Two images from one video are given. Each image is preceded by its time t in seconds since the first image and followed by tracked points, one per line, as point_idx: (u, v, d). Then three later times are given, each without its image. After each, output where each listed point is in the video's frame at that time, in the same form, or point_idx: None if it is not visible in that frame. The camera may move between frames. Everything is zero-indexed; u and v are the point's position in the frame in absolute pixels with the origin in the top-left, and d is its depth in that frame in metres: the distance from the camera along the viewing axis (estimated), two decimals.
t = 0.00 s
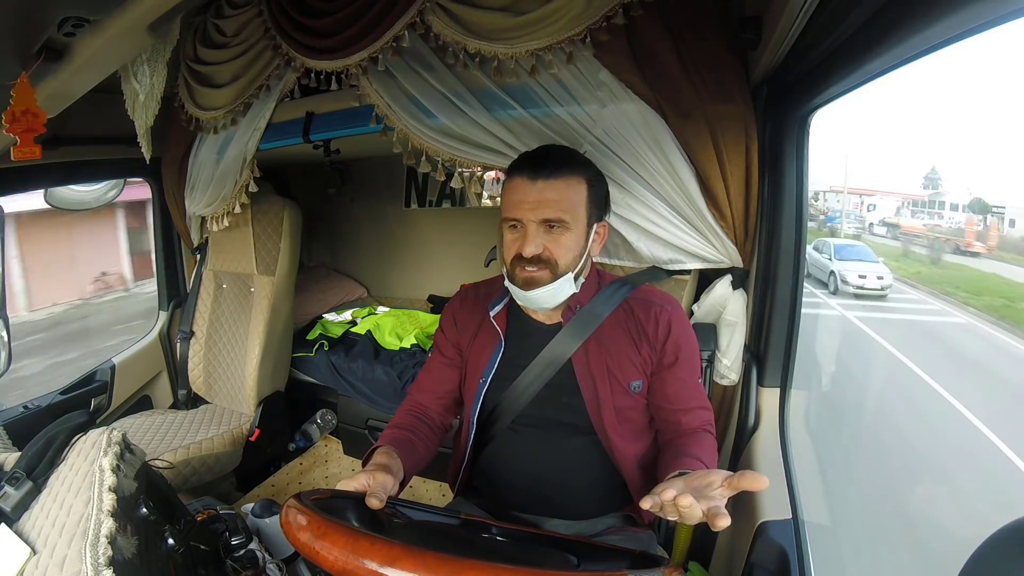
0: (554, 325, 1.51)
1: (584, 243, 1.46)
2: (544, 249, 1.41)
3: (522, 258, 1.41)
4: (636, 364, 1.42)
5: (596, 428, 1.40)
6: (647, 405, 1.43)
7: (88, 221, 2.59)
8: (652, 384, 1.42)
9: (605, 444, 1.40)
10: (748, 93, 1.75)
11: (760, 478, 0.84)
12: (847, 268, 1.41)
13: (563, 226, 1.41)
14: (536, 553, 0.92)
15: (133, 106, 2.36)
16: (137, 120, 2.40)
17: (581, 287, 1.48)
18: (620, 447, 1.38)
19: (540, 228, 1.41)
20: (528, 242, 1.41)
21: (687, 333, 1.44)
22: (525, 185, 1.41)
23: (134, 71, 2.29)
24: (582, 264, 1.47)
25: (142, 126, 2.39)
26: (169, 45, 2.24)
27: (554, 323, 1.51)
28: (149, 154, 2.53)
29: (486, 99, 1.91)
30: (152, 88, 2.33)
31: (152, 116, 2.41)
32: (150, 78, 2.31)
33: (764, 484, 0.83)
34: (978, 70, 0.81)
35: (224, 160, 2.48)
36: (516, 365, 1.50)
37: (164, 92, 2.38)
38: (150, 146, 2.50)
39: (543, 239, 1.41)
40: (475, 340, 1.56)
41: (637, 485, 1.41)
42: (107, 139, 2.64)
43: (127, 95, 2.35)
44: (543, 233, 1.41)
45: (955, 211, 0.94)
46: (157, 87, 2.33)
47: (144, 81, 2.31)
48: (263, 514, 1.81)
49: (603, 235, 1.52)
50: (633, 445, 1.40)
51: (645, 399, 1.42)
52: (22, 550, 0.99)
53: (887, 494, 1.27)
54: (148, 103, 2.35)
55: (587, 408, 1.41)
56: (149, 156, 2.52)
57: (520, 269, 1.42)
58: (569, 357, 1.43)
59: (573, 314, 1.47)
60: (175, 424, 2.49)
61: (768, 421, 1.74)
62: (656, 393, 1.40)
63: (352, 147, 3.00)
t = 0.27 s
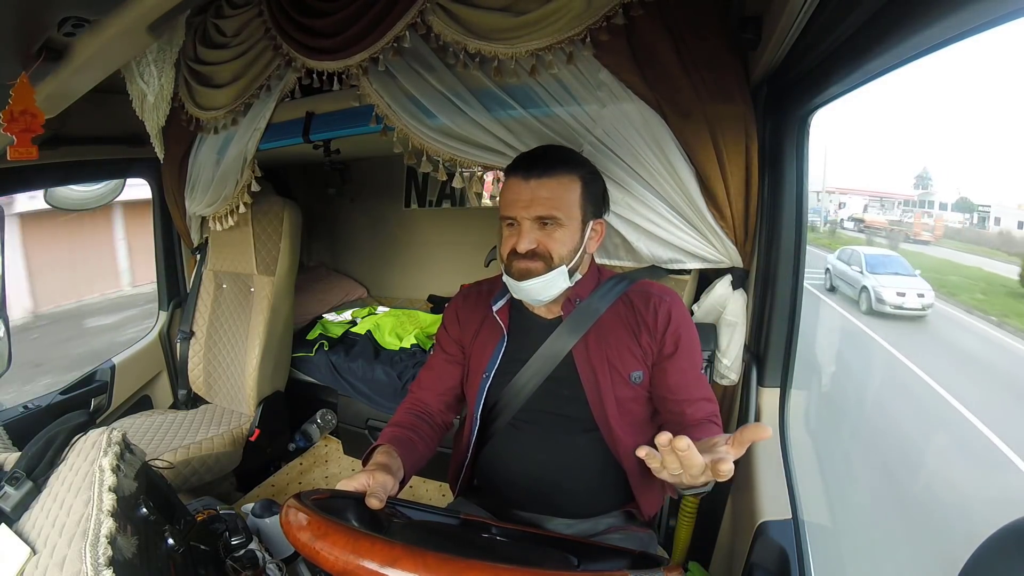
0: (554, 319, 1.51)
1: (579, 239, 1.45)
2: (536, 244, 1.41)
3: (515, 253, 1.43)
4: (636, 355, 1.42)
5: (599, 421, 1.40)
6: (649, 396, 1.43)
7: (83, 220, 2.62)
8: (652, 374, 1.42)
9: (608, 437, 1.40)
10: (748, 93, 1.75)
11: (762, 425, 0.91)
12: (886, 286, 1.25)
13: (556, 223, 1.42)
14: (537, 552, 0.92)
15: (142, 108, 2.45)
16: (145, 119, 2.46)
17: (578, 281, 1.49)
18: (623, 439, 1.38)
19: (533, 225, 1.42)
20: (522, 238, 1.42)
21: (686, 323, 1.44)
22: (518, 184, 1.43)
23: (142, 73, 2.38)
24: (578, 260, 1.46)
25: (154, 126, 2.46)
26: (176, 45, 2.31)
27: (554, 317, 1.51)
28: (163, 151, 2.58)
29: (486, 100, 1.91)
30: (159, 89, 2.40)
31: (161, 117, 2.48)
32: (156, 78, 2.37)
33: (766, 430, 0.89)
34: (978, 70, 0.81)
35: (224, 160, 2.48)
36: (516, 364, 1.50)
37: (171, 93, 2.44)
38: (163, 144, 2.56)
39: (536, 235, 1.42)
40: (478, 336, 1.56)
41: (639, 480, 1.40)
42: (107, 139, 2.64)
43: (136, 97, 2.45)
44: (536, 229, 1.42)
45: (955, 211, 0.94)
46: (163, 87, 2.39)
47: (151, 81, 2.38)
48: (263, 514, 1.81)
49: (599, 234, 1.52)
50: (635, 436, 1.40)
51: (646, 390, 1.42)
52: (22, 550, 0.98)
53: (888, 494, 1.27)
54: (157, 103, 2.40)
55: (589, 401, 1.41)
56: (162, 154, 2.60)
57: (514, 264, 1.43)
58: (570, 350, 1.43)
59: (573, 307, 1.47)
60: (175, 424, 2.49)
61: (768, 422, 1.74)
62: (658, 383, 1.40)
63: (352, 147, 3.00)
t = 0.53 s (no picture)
0: (555, 319, 1.51)
1: (574, 240, 1.44)
2: (530, 243, 1.41)
3: (510, 252, 1.43)
4: (637, 357, 1.42)
5: (598, 421, 1.40)
6: (648, 398, 1.43)
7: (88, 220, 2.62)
8: (652, 376, 1.42)
9: (607, 438, 1.40)
10: (748, 93, 1.75)
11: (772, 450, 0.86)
12: (935, 308, 1.03)
13: (550, 223, 1.41)
14: (538, 552, 0.93)
15: (139, 107, 2.39)
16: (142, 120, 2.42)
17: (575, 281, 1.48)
18: (622, 440, 1.37)
19: (529, 224, 1.42)
20: (517, 236, 1.42)
21: (687, 326, 1.44)
22: (515, 184, 1.44)
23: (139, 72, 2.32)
24: (574, 261, 1.45)
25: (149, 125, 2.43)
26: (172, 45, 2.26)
27: (554, 318, 1.51)
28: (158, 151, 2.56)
29: (486, 99, 1.91)
30: (156, 89, 2.36)
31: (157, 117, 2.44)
32: (154, 78, 2.33)
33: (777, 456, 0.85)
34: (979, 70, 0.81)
35: (224, 160, 2.48)
36: (517, 364, 1.50)
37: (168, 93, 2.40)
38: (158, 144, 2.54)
39: (531, 235, 1.42)
40: (477, 336, 1.56)
41: (638, 481, 1.40)
42: (107, 139, 2.64)
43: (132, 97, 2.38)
44: (531, 229, 1.42)
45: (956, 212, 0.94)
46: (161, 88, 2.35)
47: (149, 82, 2.33)
48: (263, 514, 1.81)
49: (596, 235, 1.50)
50: (635, 438, 1.40)
51: (646, 392, 1.42)
52: (22, 550, 0.98)
53: (888, 494, 1.27)
54: (153, 103, 2.38)
55: (588, 401, 1.41)
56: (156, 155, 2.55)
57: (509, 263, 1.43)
58: (569, 351, 1.43)
59: (573, 307, 1.47)
60: (175, 424, 2.49)
61: (768, 422, 1.74)
62: (658, 385, 1.40)
63: (352, 147, 3.00)
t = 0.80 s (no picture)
0: (557, 319, 1.52)
1: (580, 241, 1.45)
2: (538, 245, 1.41)
3: (517, 254, 1.42)
4: (639, 357, 1.42)
5: (601, 421, 1.40)
6: (651, 398, 1.43)
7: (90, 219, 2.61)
8: (655, 376, 1.42)
9: (610, 438, 1.40)
10: (748, 93, 1.75)
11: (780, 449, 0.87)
12: (1008, 343, 0.84)
13: (558, 224, 1.42)
14: (539, 551, 0.93)
15: (131, 105, 2.37)
16: (133, 119, 2.39)
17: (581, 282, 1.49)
18: (624, 440, 1.37)
19: (535, 225, 1.42)
20: (523, 238, 1.42)
21: (689, 326, 1.44)
22: (517, 186, 1.44)
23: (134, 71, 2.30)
24: (580, 261, 1.46)
25: (139, 125, 2.38)
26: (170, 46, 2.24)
27: (556, 317, 1.52)
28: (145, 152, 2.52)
29: (486, 100, 1.91)
30: (150, 89, 2.33)
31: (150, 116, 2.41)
32: (148, 78, 2.31)
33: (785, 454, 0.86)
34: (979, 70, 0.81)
35: (224, 160, 2.48)
36: (518, 364, 1.50)
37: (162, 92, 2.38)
38: (147, 145, 2.49)
39: (538, 236, 1.42)
40: (478, 335, 1.56)
41: (640, 481, 1.40)
42: (108, 139, 2.65)
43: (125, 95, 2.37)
44: (538, 230, 1.42)
45: (957, 211, 0.94)
46: (154, 87, 2.32)
47: (142, 81, 2.30)
48: (263, 514, 1.81)
49: (600, 234, 1.52)
50: (637, 438, 1.40)
51: (649, 393, 1.42)
52: (22, 550, 0.98)
53: (889, 494, 1.27)
54: (146, 102, 2.34)
55: (591, 401, 1.41)
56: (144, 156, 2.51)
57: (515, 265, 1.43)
58: (571, 351, 1.43)
59: (575, 308, 1.48)
60: (175, 424, 2.48)
61: (768, 422, 1.74)
62: (660, 386, 1.40)
63: (352, 147, 3.00)
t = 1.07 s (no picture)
0: (561, 321, 1.51)
1: (591, 242, 1.46)
2: (551, 245, 1.41)
3: (530, 254, 1.42)
4: (642, 360, 1.42)
5: (603, 423, 1.40)
6: (653, 402, 1.43)
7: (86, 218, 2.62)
8: (658, 380, 1.42)
9: (611, 440, 1.40)
10: (748, 93, 1.75)
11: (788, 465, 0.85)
12: None
13: (571, 225, 1.42)
14: (540, 551, 0.93)
15: (135, 106, 2.35)
16: (138, 120, 2.39)
17: (589, 283, 1.49)
18: (626, 443, 1.37)
19: (548, 225, 1.42)
20: (536, 238, 1.42)
21: (692, 330, 1.44)
22: (532, 185, 1.42)
23: (135, 71, 2.27)
24: (589, 263, 1.47)
25: (147, 125, 2.40)
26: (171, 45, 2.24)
27: (560, 319, 1.51)
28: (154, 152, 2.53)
29: (486, 99, 1.90)
30: (154, 89, 2.33)
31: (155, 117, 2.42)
32: (151, 77, 2.30)
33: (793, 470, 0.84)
34: (980, 70, 0.81)
35: (224, 160, 2.48)
36: (519, 365, 1.50)
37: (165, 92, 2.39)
38: (156, 145, 2.50)
39: (550, 236, 1.42)
40: (481, 335, 1.56)
41: (640, 484, 1.40)
42: (108, 139, 2.65)
43: (127, 96, 2.34)
44: (550, 231, 1.42)
45: (957, 212, 0.94)
46: (158, 87, 2.33)
47: (146, 81, 2.30)
48: (263, 514, 1.81)
49: (608, 236, 1.53)
50: (638, 441, 1.40)
51: (651, 396, 1.42)
52: (22, 550, 0.98)
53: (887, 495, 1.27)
54: (151, 103, 2.35)
55: (593, 403, 1.41)
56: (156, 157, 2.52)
57: (528, 265, 1.42)
58: (575, 354, 1.44)
59: (579, 309, 1.48)
60: (176, 424, 2.49)
61: (768, 421, 1.73)
62: (662, 389, 1.40)
63: (352, 147, 3.00)
